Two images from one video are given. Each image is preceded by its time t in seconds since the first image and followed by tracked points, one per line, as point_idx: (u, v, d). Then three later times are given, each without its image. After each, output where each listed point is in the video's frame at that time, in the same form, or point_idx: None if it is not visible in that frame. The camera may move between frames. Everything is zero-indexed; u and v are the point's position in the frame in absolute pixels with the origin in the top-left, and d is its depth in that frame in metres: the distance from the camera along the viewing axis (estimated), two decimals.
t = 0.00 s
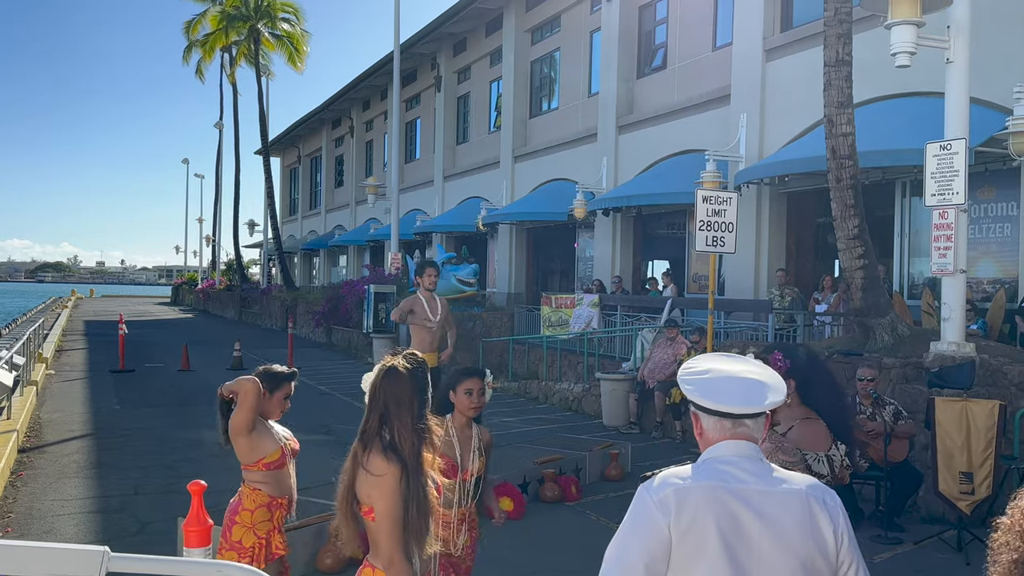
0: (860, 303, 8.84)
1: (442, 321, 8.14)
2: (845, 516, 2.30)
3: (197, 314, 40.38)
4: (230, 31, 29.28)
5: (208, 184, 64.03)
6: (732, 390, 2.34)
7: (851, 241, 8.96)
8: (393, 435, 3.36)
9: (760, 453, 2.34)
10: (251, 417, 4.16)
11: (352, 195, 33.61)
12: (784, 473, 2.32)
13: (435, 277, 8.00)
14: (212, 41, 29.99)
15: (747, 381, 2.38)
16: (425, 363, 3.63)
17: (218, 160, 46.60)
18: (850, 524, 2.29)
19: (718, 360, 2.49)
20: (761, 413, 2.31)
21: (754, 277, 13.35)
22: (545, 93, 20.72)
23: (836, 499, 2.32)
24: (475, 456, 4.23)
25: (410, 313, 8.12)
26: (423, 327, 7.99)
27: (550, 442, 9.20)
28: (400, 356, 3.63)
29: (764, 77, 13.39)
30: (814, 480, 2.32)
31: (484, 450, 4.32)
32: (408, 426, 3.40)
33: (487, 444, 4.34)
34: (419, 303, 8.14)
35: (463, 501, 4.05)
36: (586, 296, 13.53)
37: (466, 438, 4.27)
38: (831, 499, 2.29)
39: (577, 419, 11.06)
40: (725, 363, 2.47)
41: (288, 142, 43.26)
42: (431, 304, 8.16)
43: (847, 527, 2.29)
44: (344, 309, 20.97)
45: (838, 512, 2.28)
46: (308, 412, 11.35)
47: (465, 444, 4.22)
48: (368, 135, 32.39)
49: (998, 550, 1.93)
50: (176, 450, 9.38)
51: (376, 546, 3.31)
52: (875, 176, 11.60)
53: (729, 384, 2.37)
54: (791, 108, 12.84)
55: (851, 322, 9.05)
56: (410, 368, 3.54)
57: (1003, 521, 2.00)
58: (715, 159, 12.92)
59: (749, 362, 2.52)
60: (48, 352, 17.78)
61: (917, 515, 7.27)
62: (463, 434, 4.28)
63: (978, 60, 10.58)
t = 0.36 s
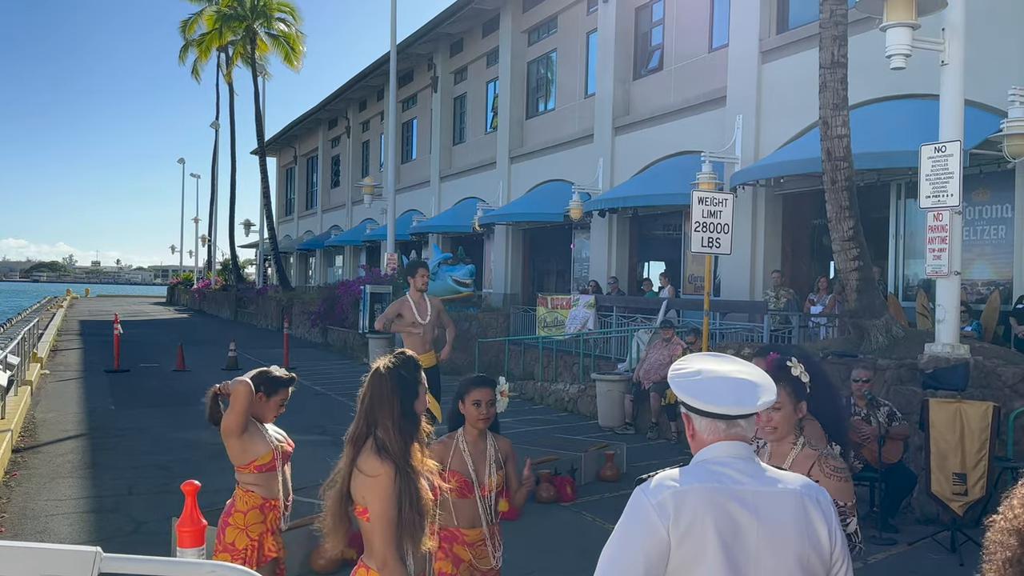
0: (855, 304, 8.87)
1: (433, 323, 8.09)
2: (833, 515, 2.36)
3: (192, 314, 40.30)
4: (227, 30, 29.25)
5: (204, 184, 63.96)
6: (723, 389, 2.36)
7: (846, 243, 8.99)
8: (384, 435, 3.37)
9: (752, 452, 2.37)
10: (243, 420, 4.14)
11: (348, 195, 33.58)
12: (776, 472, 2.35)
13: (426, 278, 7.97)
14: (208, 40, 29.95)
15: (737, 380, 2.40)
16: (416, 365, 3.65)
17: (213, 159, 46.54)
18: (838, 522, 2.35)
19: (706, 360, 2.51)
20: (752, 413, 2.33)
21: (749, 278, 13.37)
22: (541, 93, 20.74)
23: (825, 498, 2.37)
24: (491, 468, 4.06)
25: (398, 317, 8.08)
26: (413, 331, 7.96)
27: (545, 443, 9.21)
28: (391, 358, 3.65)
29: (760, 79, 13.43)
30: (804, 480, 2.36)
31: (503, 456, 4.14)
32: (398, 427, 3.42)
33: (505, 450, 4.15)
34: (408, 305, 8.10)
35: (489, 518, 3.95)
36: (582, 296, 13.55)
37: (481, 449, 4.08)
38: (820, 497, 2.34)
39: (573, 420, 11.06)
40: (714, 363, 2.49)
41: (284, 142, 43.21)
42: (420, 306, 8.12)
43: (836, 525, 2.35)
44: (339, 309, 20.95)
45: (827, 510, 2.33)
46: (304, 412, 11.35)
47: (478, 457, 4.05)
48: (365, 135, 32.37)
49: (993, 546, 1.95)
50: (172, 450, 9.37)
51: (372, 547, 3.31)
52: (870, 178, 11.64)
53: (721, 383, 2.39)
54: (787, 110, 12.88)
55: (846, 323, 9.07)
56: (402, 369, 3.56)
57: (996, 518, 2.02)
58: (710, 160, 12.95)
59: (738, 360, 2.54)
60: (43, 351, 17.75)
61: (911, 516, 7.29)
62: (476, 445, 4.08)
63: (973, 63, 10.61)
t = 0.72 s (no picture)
0: (852, 306, 8.86)
1: (428, 326, 8.14)
2: (833, 517, 2.35)
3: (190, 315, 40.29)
4: (224, 31, 29.22)
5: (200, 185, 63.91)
6: (721, 392, 2.37)
7: (843, 245, 9.01)
8: (381, 438, 3.37)
9: (749, 455, 2.37)
10: (255, 420, 4.15)
11: (346, 196, 33.58)
12: (774, 475, 2.36)
13: (422, 281, 7.98)
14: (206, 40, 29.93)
15: (736, 383, 2.40)
16: (417, 366, 3.63)
17: (211, 160, 46.53)
18: (837, 525, 2.35)
19: (704, 362, 2.52)
20: (750, 416, 2.33)
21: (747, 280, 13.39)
22: (540, 95, 20.75)
23: (823, 501, 2.37)
24: (511, 488, 3.89)
25: (394, 319, 8.12)
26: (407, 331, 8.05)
27: (542, 444, 9.21)
28: (392, 358, 3.63)
29: (758, 80, 13.44)
30: (803, 483, 2.36)
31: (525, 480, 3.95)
32: (395, 431, 3.41)
33: (529, 473, 3.96)
34: (404, 308, 8.11)
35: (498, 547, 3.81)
36: (580, 298, 13.55)
37: (500, 470, 3.90)
38: (819, 499, 2.34)
39: (570, 421, 11.07)
40: (712, 365, 2.50)
41: (283, 143, 43.21)
42: (417, 309, 8.15)
43: (834, 527, 2.34)
44: (337, 310, 20.95)
45: (826, 512, 2.33)
46: (301, 412, 11.35)
47: (496, 477, 3.88)
48: (363, 136, 32.37)
49: (994, 546, 1.95)
50: (169, 450, 9.37)
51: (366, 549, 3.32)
52: (868, 180, 11.66)
53: (720, 386, 2.39)
54: (784, 112, 12.89)
55: (843, 326, 9.09)
56: (400, 369, 3.54)
57: (996, 521, 2.02)
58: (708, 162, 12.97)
59: (739, 363, 2.55)
60: (41, 352, 17.74)
61: (907, 517, 7.32)
62: (493, 467, 3.91)
63: (971, 65, 10.62)
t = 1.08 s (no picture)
0: (851, 309, 8.86)
1: (429, 330, 8.14)
2: (832, 522, 2.34)
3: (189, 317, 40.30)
4: (223, 33, 29.21)
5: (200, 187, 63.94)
6: (725, 397, 2.36)
7: (842, 247, 9.01)
8: (380, 440, 3.38)
9: (750, 459, 2.37)
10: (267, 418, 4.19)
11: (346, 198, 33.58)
12: (774, 480, 2.35)
13: (422, 284, 7.98)
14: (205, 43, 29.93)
15: (743, 389, 2.39)
16: (415, 368, 3.63)
17: (211, 161, 46.53)
18: (836, 531, 2.33)
19: (713, 365, 2.51)
20: (752, 422, 2.33)
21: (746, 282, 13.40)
22: (539, 97, 20.77)
23: (823, 507, 2.35)
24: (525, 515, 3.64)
25: (394, 324, 8.11)
26: (410, 336, 8.02)
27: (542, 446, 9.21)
28: (392, 360, 3.63)
29: (758, 83, 13.46)
30: (802, 487, 2.36)
31: (544, 507, 3.67)
32: (395, 432, 3.40)
33: (548, 502, 3.67)
34: (405, 311, 8.11)
35: None
36: (579, 300, 13.56)
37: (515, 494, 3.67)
38: (818, 505, 2.33)
39: (570, 423, 11.08)
40: (722, 369, 2.50)
41: (283, 145, 43.22)
42: (417, 313, 8.14)
43: (833, 533, 2.33)
44: (337, 312, 20.95)
45: (823, 517, 2.32)
46: (300, 414, 11.35)
47: (510, 502, 3.66)
48: (363, 138, 32.38)
49: (996, 546, 1.95)
50: (168, 452, 9.37)
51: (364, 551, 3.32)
52: (868, 183, 11.68)
53: (726, 391, 2.39)
54: (784, 114, 12.90)
55: (842, 328, 9.10)
56: (399, 371, 3.54)
57: (998, 522, 2.02)
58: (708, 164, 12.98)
59: (751, 368, 2.54)
60: (40, 354, 17.74)
61: (907, 519, 7.32)
62: (509, 490, 3.69)
63: (971, 68, 10.63)
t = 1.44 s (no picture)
0: (851, 314, 8.86)
1: (430, 336, 8.13)
2: (826, 529, 2.29)
3: (190, 322, 40.26)
4: (224, 38, 29.27)
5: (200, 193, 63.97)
6: (704, 401, 2.36)
7: (843, 252, 9.01)
8: (378, 444, 3.38)
9: (742, 463, 2.35)
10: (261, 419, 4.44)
11: (347, 203, 33.60)
12: (766, 485, 2.33)
13: (423, 290, 7.97)
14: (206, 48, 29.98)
15: (725, 392, 2.39)
16: (413, 375, 3.64)
17: (212, 167, 46.56)
18: (830, 537, 2.29)
19: (701, 371, 2.52)
20: (735, 425, 2.32)
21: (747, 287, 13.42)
22: (540, 102, 20.80)
23: (818, 513, 2.31)
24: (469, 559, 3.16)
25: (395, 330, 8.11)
26: (411, 341, 8.02)
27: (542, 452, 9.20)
28: (390, 366, 3.64)
29: (758, 88, 13.47)
30: (796, 493, 2.32)
31: (495, 549, 3.16)
32: (393, 438, 3.41)
33: (499, 543, 3.15)
34: (405, 317, 8.10)
35: None
36: (580, 305, 13.56)
37: (461, 536, 3.20)
38: (810, 511, 2.29)
39: (570, 429, 11.06)
40: (706, 374, 2.50)
41: (284, 150, 43.27)
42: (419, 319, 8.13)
43: (827, 539, 2.28)
44: (337, 317, 20.94)
45: (816, 523, 2.28)
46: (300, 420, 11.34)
47: (454, 543, 3.21)
48: (363, 143, 32.42)
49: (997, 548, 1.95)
50: (168, 458, 9.35)
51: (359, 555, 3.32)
52: (868, 188, 11.70)
53: (706, 395, 2.39)
54: (784, 120, 12.92)
55: (842, 334, 9.09)
56: (396, 377, 3.55)
57: (999, 523, 2.01)
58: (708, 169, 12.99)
59: (742, 371, 2.52)
60: (41, 359, 17.72)
61: (908, 524, 7.31)
62: (460, 528, 3.22)
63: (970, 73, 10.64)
